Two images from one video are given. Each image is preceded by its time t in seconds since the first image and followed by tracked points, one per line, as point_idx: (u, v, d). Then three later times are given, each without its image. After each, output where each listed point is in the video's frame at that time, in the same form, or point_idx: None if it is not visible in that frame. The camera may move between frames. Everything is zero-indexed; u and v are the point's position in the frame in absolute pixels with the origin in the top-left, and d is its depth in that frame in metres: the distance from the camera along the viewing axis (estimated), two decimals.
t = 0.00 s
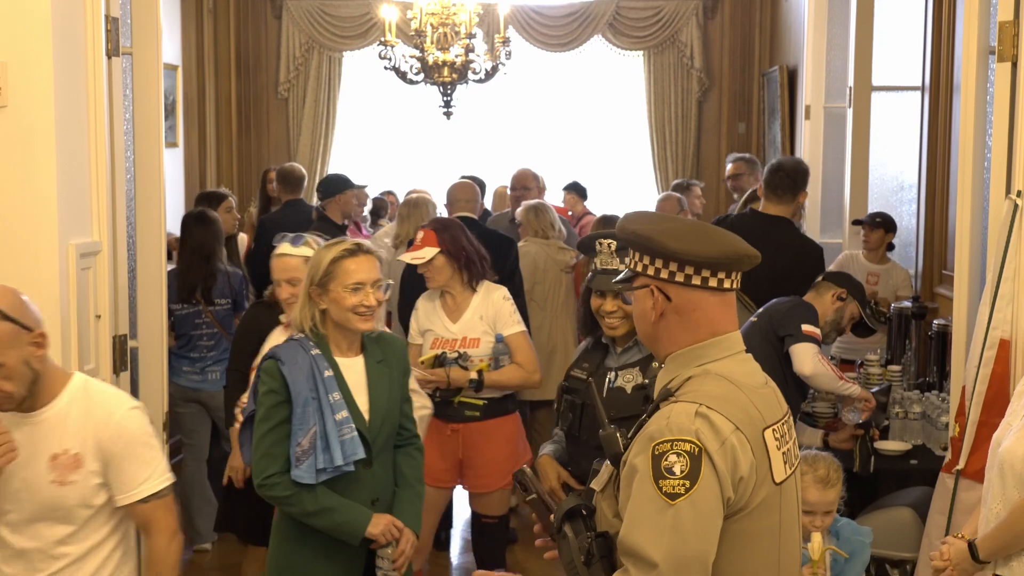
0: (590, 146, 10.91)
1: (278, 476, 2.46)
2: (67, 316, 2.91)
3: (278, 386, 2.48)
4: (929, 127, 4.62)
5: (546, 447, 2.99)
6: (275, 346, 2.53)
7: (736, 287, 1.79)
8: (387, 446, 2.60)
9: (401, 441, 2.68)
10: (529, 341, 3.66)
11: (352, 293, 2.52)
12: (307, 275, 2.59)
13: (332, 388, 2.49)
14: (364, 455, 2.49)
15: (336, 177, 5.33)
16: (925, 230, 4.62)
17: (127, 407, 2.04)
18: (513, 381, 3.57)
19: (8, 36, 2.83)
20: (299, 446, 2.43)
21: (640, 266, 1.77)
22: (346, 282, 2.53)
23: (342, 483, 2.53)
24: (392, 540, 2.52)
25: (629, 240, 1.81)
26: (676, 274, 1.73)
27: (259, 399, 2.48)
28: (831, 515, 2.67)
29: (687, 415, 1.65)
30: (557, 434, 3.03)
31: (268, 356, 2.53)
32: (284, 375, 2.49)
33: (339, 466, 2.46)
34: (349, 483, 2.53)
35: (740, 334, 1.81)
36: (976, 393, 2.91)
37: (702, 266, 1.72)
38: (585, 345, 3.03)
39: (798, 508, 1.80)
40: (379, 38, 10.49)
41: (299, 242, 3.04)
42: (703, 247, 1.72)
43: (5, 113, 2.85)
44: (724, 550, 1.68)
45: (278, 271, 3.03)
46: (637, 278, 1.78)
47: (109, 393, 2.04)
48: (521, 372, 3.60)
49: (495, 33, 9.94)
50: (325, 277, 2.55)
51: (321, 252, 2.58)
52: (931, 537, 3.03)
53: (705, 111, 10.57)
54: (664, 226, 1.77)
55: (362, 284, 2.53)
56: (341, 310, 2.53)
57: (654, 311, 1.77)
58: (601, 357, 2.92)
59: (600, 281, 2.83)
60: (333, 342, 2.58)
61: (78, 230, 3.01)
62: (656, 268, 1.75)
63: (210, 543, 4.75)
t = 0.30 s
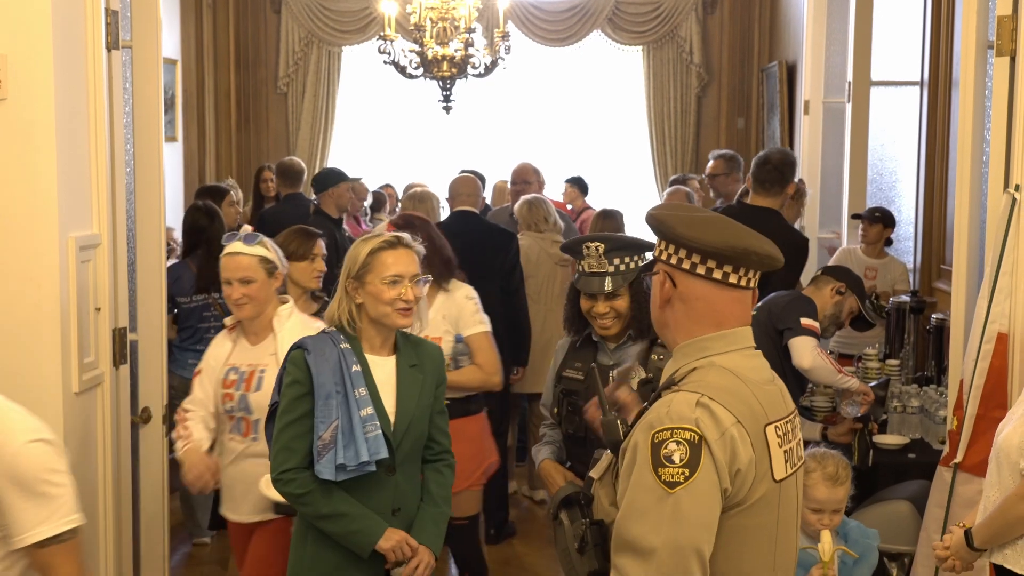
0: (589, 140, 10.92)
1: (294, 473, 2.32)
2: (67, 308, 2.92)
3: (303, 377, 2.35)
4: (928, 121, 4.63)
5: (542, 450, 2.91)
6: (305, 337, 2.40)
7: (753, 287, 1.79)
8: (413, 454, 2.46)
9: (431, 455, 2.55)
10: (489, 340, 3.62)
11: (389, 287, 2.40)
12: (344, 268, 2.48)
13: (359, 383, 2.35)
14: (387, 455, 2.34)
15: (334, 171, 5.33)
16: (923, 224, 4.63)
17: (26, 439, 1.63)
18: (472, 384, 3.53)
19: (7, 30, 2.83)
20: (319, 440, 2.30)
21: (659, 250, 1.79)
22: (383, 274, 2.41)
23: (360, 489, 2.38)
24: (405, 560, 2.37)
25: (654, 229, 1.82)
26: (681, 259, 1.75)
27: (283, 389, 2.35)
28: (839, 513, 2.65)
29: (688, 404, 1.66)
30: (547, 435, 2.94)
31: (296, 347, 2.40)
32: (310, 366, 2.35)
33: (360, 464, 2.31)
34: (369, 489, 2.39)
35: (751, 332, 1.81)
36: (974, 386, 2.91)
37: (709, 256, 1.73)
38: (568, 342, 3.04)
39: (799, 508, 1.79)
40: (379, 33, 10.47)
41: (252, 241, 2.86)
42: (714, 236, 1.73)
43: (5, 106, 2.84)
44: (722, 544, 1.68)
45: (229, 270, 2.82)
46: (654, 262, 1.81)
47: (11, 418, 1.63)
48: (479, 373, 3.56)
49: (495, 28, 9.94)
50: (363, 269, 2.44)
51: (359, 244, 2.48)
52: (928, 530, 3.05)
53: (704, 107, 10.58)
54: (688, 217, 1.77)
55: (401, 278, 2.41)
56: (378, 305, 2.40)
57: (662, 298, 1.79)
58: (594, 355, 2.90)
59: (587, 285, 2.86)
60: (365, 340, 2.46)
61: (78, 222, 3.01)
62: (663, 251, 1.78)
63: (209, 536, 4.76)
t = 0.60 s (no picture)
0: (588, 136, 10.91)
1: (294, 482, 2.26)
2: (67, 302, 2.92)
3: (301, 381, 2.28)
4: (926, 115, 4.63)
5: (544, 441, 2.87)
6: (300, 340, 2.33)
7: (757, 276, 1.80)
8: (412, 458, 2.42)
9: (426, 456, 2.51)
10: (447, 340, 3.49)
11: (387, 287, 2.34)
12: (337, 266, 2.41)
13: (359, 387, 2.30)
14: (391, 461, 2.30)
15: (332, 167, 5.35)
16: (921, 218, 4.63)
17: None
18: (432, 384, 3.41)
19: (5, 26, 2.84)
20: (321, 447, 2.26)
21: (677, 251, 1.74)
22: (382, 274, 2.34)
23: (359, 498, 2.33)
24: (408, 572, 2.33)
25: (641, 227, 1.80)
26: (688, 255, 1.74)
27: (279, 397, 2.28)
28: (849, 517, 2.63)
29: (697, 392, 1.65)
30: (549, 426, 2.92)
31: (290, 352, 2.32)
32: (308, 372, 2.28)
33: (362, 473, 2.27)
34: (368, 498, 2.34)
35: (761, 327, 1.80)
36: (972, 379, 2.91)
37: (715, 246, 1.73)
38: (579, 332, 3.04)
39: (803, 507, 1.78)
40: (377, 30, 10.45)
41: (213, 235, 2.71)
42: (723, 224, 1.73)
43: (4, 101, 2.85)
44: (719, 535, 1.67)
45: (189, 263, 2.66)
46: (669, 264, 1.75)
47: None
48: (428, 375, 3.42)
49: (494, 25, 9.94)
50: (360, 268, 2.36)
51: (352, 241, 2.41)
52: (926, 520, 3.05)
53: (702, 103, 10.59)
54: (680, 211, 1.76)
55: (400, 277, 2.35)
56: (375, 306, 2.34)
57: (689, 300, 1.75)
58: (604, 346, 2.93)
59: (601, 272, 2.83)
60: (360, 340, 2.39)
61: (78, 218, 3.01)
62: (656, 250, 1.76)
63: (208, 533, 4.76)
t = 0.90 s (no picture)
0: (587, 132, 10.88)
1: (273, 508, 2.05)
2: (67, 296, 2.91)
3: (268, 398, 2.06)
4: (925, 108, 4.63)
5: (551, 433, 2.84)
6: (256, 351, 2.10)
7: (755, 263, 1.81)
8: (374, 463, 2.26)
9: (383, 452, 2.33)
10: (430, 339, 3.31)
11: (355, 284, 2.20)
12: (287, 268, 2.22)
13: (328, 396, 2.12)
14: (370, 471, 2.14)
15: (332, 162, 5.35)
16: (921, 211, 4.63)
17: None
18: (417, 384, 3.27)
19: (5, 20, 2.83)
20: (300, 467, 2.06)
21: (703, 236, 1.73)
22: (344, 270, 2.20)
23: (334, 513, 2.15)
24: None
25: (652, 211, 1.77)
26: (715, 242, 1.73)
27: (244, 416, 2.05)
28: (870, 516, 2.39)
29: (726, 384, 1.64)
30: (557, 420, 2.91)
31: (248, 364, 2.09)
32: (273, 385, 2.07)
33: (342, 487, 2.09)
34: (345, 512, 2.16)
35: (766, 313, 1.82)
36: (972, 371, 2.91)
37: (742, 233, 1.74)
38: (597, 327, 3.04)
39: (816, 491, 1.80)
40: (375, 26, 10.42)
41: (163, 241, 2.45)
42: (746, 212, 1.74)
43: (4, 97, 2.85)
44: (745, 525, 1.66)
45: (139, 272, 2.40)
46: (697, 249, 1.72)
47: None
48: (406, 373, 3.28)
49: (493, 20, 9.96)
50: (321, 267, 2.20)
51: (299, 244, 2.23)
52: (926, 513, 3.04)
53: (701, 98, 10.60)
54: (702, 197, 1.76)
55: (362, 272, 2.21)
56: (342, 306, 2.20)
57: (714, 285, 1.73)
58: (621, 340, 2.93)
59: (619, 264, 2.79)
60: (317, 343, 2.23)
61: (77, 212, 3.00)
62: (668, 233, 1.74)
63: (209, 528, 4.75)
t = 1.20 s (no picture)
0: (587, 130, 10.89)
1: (267, 521, 2.02)
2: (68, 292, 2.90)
3: (258, 409, 2.03)
4: (926, 104, 4.64)
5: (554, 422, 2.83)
6: (238, 361, 2.06)
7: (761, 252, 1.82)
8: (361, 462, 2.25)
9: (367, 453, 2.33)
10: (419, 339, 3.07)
11: (349, 284, 2.19)
12: (284, 269, 2.14)
13: (313, 401, 2.10)
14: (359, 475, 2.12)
15: (331, 160, 5.35)
16: (921, 207, 4.63)
17: None
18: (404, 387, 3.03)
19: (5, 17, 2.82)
20: (289, 479, 2.03)
21: (723, 226, 1.74)
22: (338, 270, 2.17)
23: (321, 519, 2.14)
24: None
25: (672, 201, 1.78)
26: (734, 231, 1.74)
27: (231, 428, 2.00)
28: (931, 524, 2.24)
29: (767, 371, 1.64)
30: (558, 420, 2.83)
31: (233, 375, 2.04)
32: (259, 394, 2.03)
33: (332, 493, 2.07)
34: (334, 516, 2.16)
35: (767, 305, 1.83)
36: (974, 366, 2.91)
37: (753, 224, 1.76)
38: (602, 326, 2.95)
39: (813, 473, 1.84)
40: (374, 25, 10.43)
41: (103, 249, 2.30)
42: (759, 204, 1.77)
43: (5, 95, 2.84)
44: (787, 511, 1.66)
45: (73, 285, 2.24)
46: (720, 241, 1.73)
47: None
48: (394, 373, 3.03)
49: (492, 18, 9.97)
50: (316, 267, 2.15)
51: (295, 244, 2.16)
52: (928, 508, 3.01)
53: (700, 95, 10.59)
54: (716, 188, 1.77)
55: (351, 272, 2.20)
56: (336, 305, 2.16)
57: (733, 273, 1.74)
58: (628, 339, 2.84)
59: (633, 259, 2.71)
60: (300, 346, 2.19)
61: (78, 210, 2.99)
62: (688, 222, 1.74)
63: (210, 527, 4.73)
